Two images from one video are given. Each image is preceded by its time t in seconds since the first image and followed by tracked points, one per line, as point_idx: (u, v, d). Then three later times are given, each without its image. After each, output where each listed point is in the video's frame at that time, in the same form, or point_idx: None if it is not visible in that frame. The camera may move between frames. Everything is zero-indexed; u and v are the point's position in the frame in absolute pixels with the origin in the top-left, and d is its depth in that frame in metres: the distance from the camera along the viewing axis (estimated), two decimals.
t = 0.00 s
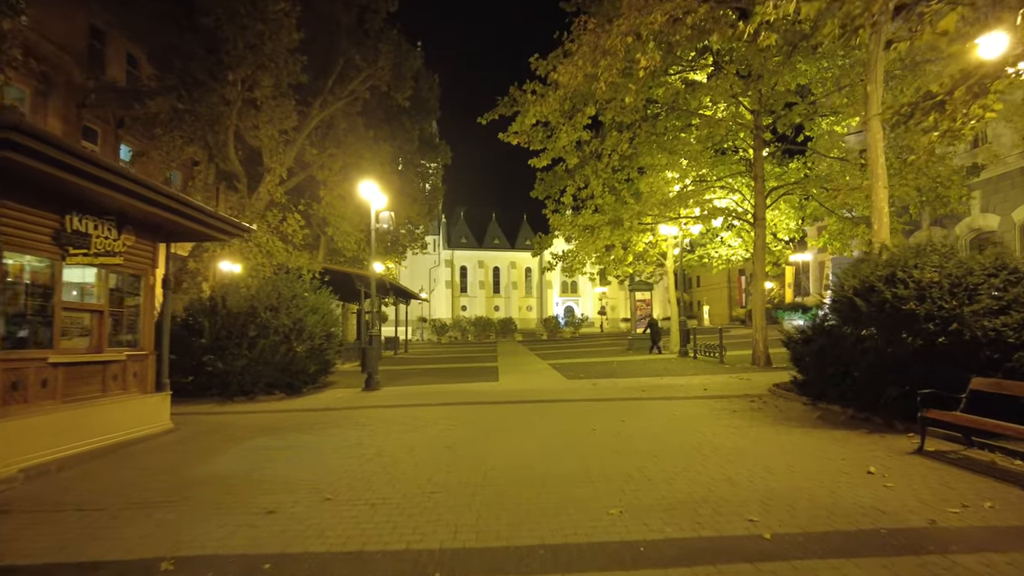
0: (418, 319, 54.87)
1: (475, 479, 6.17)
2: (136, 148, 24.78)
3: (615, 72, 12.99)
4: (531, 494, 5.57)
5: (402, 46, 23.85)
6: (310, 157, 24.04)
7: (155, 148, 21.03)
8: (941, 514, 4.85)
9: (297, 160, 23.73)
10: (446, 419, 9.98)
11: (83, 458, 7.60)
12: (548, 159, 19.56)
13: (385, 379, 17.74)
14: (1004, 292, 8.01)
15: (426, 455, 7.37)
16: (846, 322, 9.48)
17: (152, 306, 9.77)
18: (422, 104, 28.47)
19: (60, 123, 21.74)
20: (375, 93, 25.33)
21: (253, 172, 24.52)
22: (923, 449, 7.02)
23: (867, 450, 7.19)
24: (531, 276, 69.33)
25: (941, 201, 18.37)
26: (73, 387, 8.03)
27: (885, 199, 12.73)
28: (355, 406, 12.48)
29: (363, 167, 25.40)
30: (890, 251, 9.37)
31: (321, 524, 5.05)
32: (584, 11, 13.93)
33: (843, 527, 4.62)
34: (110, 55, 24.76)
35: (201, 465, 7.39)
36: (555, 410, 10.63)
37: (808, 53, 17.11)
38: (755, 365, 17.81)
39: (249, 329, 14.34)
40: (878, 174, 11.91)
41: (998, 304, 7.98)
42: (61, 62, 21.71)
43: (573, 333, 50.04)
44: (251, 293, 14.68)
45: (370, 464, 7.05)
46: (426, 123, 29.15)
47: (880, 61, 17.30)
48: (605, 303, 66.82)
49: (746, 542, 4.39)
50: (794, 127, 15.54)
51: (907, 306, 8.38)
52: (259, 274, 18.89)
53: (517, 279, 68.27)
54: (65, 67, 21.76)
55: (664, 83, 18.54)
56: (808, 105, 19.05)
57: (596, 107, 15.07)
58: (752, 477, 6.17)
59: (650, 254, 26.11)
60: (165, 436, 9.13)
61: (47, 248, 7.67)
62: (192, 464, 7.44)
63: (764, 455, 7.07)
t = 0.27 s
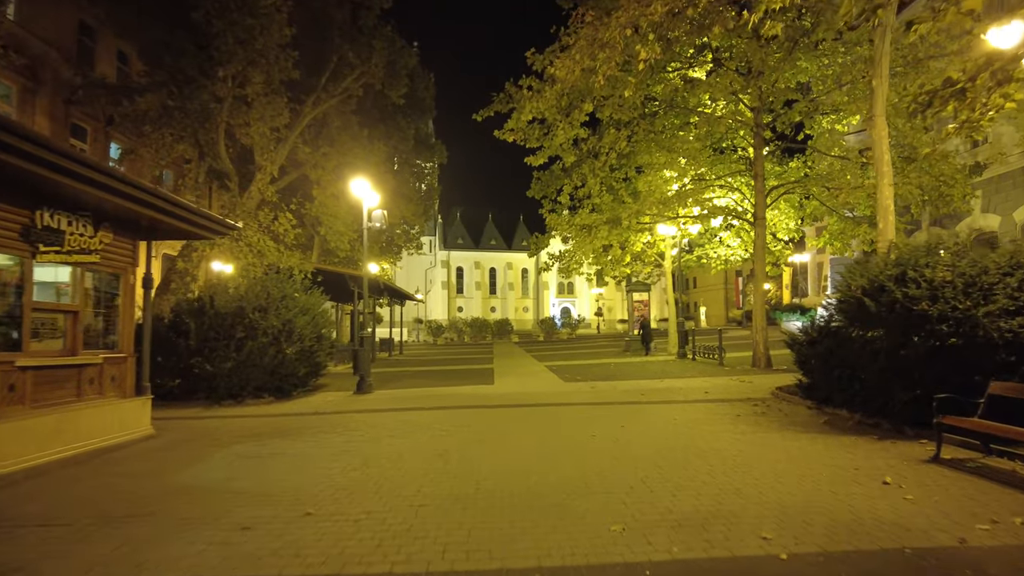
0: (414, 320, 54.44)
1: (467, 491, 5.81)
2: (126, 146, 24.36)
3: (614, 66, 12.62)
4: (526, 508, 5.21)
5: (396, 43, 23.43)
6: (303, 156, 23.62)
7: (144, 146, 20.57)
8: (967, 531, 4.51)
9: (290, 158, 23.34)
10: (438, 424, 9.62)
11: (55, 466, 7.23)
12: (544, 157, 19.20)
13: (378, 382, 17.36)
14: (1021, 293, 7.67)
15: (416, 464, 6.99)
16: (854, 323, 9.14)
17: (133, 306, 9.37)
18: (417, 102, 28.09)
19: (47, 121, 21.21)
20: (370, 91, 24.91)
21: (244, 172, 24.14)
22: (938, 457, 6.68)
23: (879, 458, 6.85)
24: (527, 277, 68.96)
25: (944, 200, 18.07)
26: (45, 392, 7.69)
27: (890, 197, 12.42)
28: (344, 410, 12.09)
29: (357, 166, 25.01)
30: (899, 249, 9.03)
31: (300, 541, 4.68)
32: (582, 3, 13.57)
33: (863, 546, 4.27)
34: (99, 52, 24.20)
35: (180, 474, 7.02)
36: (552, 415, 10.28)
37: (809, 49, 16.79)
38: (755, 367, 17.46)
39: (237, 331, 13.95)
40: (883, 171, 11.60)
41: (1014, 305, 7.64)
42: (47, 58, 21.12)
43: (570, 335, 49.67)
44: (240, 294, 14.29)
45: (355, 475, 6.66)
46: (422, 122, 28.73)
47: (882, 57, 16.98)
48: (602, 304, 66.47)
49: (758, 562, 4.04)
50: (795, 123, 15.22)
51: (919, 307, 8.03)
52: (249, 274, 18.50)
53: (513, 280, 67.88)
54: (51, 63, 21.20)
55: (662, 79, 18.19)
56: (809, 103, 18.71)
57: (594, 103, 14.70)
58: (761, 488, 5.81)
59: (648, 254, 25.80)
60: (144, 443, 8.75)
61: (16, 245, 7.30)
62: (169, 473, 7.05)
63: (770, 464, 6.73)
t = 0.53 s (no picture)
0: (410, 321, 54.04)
1: (463, 504, 5.47)
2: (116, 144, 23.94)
3: (614, 58, 12.28)
4: (525, 523, 4.88)
5: (392, 39, 23.04)
6: (297, 154, 23.25)
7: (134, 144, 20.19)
8: (1002, 548, 4.18)
9: (284, 156, 22.98)
10: (432, 428, 9.29)
11: (28, 475, 6.88)
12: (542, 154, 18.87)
13: (371, 384, 17.00)
14: None
15: (408, 473, 6.65)
16: (863, 324, 8.84)
17: (115, 307, 9.02)
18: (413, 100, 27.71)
19: (35, 118, 20.76)
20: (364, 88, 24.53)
21: (237, 169, 23.75)
22: (957, 464, 6.35)
23: (895, 466, 6.52)
24: (524, 277, 68.66)
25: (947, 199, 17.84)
26: (19, 395, 7.40)
27: (897, 195, 12.13)
28: (336, 413, 11.74)
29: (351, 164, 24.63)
30: (911, 247, 8.72)
31: (283, 559, 4.34)
32: None
33: (891, 565, 3.94)
34: (89, 48, 23.72)
35: (160, 483, 6.67)
36: (550, 418, 9.97)
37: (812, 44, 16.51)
38: (756, 368, 17.17)
39: (226, 332, 13.59)
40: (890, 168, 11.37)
41: None
42: (35, 54, 20.65)
43: (566, 335, 49.34)
44: (229, 293, 13.91)
45: (345, 485, 6.31)
46: (417, 120, 28.36)
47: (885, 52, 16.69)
48: (599, 304, 66.17)
49: None
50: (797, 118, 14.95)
51: (934, 307, 7.72)
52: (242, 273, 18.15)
53: (510, 280, 67.52)
54: (39, 59, 20.74)
55: (662, 75, 17.90)
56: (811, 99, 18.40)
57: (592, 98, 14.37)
58: (774, 499, 5.48)
59: (646, 254, 25.52)
60: (127, 448, 8.39)
61: None
62: (149, 483, 6.70)
63: (782, 473, 6.40)
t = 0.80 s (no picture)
0: (408, 322, 53.65)
1: (463, 517, 5.14)
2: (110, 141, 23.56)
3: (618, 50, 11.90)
4: (530, 539, 4.55)
5: (390, 35, 22.65)
6: (293, 152, 22.88)
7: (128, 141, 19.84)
8: None
9: (281, 154, 22.63)
10: (431, 433, 8.95)
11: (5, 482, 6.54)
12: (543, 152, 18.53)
13: (369, 385, 16.64)
14: None
15: (405, 482, 6.29)
16: (877, 325, 8.52)
17: (100, 305, 8.68)
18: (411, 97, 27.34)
19: (28, 115, 20.41)
20: (362, 86, 24.16)
21: (232, 168, 23.38)
22: (984, 472, 6.02)
23: (918, 474, 6.20)
24: (523, 278, 68.33)
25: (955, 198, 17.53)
26: None
27: (909, 191, 11.80)
28: (332, 416, 11.39)
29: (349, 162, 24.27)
30: (927, 244, 8.41)
31: None
32: None
33: None
34: (83, 44, 23.33)
35: (143, 492, 6.33)
36: (553, 422, 9.64)
37: (818, 39, 16.19)
38: (761, 370, 16.85)
39: (218, 332, 13.24)
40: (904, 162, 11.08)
41: None
42: (29, 49, 20.34)
43: (566, 336, 48.98)
44: (223, 292, 13.57)
45: (337, 495, 5.96)
46: (416, 118, 27.98)
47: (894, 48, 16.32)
48: (598, 305, 65.84)
49: None
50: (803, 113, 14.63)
51: (955, 307, 7.40)
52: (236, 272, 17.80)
53: (509, 281, 67.17)
54: (33, 55, 20.39)
55: (665, 70, 17.51)
56: (817, 96, 18.03)
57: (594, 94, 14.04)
58: (795, 512, 5.14)
59: (648, 253, 25.20)
60: (113, 454, 8.06)
61: None
62: (132, 491, 6.37)
63: (799, 482, 6.08)
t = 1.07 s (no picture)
0: (406, 323, 53.28)
1: (459, 535, 4.82)
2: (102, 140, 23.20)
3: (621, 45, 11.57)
4: (530, 561, 4.23)
5: (387, 32, 22.30)
6: (288, 151, 22.55)
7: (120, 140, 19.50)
8: None
9: (277, 154, 22.29)
10: (427, 440, 8.63)
11: None
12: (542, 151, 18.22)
13: (364, 389, 16.29)
14: None
15: (399, 496, 5.97)
16: (890, 329, 8.22)
17: (81, 307, 8.35)
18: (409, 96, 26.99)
19: (18, 113, 20.05)
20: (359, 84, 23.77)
21: (227, 167, 23.04)
22: (1008, 485, 5.72)
23: (938, 487, 5.89)
24: (522, 279, 68.00)
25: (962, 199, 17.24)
26: None
27: (919, 191, 11.49)
28: (325, 421, 11.06)
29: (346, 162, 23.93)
30: (942, 245, 8.12)
31: None
32: None
33: None
34: (76, 41, 22.93)
35: (122, 505, 6.01)
36: (553, 429, 9.32)
37: (823, 37, 15.90)
38: (764, 374, 16.54)
39: (209, 335, 12.86)
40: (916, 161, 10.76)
41: None
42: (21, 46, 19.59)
43: (565, 338, 48.65)
44: (214, 294, 13.22)
45: (324, 510, 5.61)
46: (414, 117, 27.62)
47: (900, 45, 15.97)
48: (597, 306, 65.53)
49: None
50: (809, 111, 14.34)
51: (973, 311, 7.10)
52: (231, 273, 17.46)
53: (507, 282, 66.83)
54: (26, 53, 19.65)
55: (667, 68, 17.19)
56: (821, 95, 17.73)
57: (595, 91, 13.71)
58: (812, 530, 4.82)
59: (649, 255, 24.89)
60: (95, 463, 7.72)
61: None
62: (111, 504, 6.05)
63: (813, 495, 5.77)
